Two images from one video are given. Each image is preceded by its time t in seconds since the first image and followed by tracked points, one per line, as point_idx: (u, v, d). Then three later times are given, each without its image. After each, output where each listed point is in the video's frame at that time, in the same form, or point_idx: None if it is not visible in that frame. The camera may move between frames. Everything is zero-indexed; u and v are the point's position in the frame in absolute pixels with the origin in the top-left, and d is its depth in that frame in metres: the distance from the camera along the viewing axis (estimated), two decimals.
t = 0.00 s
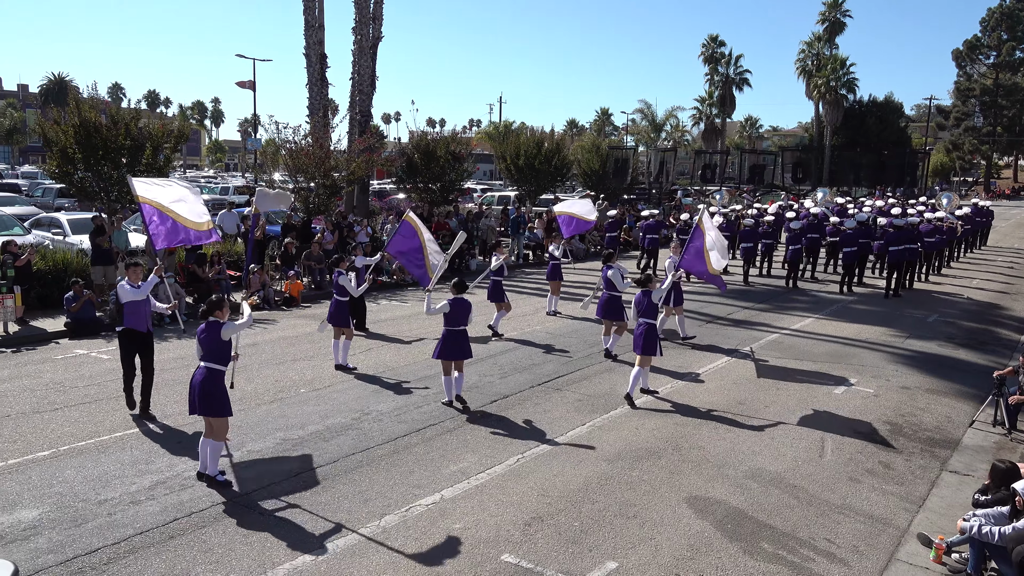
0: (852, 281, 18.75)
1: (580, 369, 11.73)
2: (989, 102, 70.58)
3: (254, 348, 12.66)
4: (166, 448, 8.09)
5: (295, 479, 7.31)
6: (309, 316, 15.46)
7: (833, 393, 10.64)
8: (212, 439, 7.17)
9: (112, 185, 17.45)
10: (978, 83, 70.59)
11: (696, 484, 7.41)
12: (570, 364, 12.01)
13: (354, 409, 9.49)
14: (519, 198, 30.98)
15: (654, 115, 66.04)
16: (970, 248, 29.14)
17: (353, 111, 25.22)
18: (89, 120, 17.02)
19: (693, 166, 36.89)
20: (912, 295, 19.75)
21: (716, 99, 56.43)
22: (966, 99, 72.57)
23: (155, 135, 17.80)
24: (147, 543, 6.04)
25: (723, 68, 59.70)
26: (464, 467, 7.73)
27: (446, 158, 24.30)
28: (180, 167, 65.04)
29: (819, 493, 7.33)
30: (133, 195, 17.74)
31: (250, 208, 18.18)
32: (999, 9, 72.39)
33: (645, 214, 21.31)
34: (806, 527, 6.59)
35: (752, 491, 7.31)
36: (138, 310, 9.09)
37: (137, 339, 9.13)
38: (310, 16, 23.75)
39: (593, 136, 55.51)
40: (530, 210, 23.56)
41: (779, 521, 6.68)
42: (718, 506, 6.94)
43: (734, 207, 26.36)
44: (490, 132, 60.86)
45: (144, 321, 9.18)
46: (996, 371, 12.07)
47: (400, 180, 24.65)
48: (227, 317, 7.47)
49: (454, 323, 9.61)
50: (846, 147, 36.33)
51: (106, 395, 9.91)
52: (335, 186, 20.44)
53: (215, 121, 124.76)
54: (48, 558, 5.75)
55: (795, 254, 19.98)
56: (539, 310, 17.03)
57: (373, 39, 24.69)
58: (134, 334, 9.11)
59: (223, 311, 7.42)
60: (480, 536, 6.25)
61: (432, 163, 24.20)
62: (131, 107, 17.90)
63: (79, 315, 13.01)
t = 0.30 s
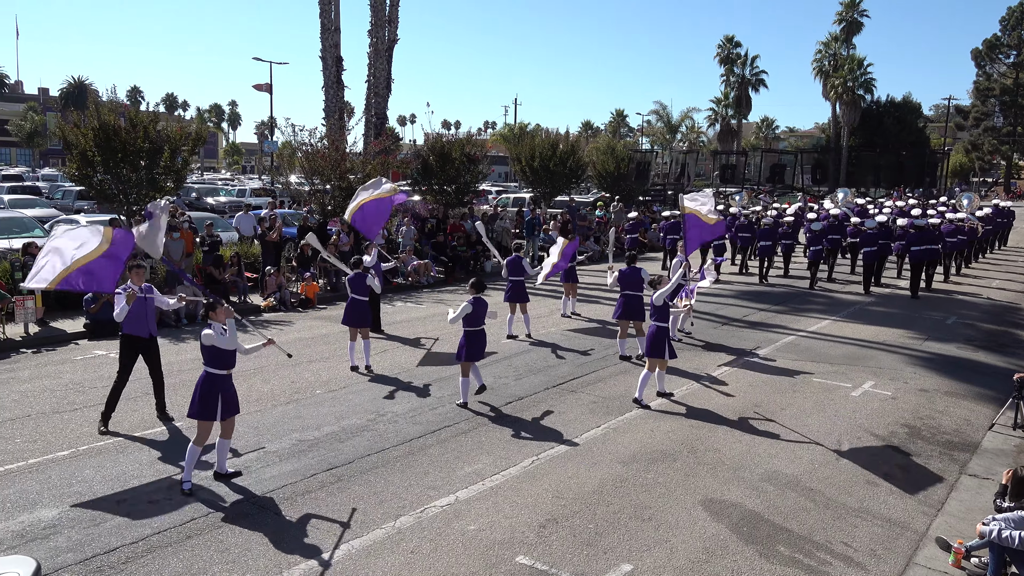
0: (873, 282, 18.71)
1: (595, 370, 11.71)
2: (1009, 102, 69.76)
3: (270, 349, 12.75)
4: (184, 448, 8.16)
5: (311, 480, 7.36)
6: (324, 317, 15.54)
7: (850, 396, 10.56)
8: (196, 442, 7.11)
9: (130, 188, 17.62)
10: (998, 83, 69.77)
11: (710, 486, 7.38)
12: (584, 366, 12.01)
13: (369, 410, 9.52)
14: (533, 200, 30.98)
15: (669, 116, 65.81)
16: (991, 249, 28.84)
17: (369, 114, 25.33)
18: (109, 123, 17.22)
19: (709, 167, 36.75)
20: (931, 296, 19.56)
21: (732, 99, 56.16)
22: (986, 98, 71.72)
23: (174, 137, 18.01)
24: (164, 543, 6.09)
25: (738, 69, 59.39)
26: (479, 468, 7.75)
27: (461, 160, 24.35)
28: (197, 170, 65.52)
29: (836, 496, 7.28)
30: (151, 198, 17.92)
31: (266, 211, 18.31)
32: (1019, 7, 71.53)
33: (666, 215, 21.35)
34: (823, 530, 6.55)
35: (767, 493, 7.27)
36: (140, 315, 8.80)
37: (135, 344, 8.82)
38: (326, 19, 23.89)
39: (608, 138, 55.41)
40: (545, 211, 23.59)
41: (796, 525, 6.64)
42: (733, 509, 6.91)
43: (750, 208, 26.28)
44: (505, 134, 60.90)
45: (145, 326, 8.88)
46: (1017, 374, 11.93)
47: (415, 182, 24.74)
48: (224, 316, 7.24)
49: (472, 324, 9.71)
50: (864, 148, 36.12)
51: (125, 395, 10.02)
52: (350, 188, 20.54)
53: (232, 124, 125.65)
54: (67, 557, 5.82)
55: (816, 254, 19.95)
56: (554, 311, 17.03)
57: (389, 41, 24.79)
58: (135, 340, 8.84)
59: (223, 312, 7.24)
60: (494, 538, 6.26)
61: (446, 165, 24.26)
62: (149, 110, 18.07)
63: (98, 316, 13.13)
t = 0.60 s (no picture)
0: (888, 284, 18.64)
1: (606, 374, 11.70)
2: None
3: (283, 352, 12.81)
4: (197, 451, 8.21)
5: (323, 482, 7.39)
6: (336, 321, 15.59)
7: (863, 400, 10.50)
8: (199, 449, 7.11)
9: (144, 191, 17.76)
10: (1013, 85, 69.20)
11: (722, 490, 7.36)
12: (596, 370, 11.99)
13: (380, 413, 9.55)
14: (545, 203, 30.99)
15: (680, 119, 65.67)
16: (1007, 252, 28.56)
17: (381, 117, 25.41)
18: (123, 127, 17.37)
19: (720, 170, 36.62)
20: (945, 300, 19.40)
21: (744, 103, 55.99)
22: (1001, 101, 71.10)
23: (186, 141, 18.20)
24: (177, 544, 6.13)
25: (750, 72, 59.21)
26: (490, 471, 7.75)
27: (472, 164, 24.40)
28: (210, 174, 65.98)
29: (849, 501, 7.23)
30: (164, 201, 18.06)
31: (278, 214, 18.41)
32: None
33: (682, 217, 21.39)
34: (835, 535, 6.51)
35: (779, 498, 7.24)
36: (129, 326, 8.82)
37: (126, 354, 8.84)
38: (339, 24, 24.01)
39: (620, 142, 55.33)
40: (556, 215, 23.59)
41: (808, 529, 6.61)
42: (745, 514, 6.88)
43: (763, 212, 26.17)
44: (516, 137, 60.93)
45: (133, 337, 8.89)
46: None
47: (427, 186, 24.80)
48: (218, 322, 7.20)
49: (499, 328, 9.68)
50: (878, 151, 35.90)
51: (139, 397, 10.09)
52: (362, 192, 20.60)
53: (245, 128, 126.38)
54: (81, 558, 5.87)
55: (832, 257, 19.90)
56: (565, 315, 17.01)
57: (401, 45, 24.88)
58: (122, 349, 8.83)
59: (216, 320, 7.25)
60: (505, 541, 6.26)
61: (458, 168, 24.31)
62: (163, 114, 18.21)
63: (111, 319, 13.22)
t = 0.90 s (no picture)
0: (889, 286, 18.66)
1: (605, 376, 11.70)
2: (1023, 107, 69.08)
3: (281, 353, 12.80)
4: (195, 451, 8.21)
5: (322, 483, 7.39)
6: (334, 322, 15.58)
7: (862, 403, 10.49)
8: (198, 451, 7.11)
9: (143, 192, 17.75)
10: (1011, 88, 69.26)
11: (720, 492, 7.37)
12: (596, 371, 11.97)
13: (380, 414, 9.54)
14: (544, 205, 30.98)
15: (680, 121, 65.70)
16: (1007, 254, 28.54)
17: (380, 118, 25.41)
18: (122, 127, 17.37)
19: (720, 172, 36.62)
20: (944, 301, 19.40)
21: (743, 105, 56.04)
22: (999, 104, 71.14)
23: (185, 142, 18.18)
24: (175, 545, 6.13)
25: (750, 74, 59.21)
26: (489, 472, 7.76)
27: (471, 165, 24.40)
28: (209, 174, 65.91)
29: (847, 503, 7.23)
30: (163, 201, 18.05)
31: (277, 215, 18.39)
32: None
33: (687, 219, 21.30)
34: (834, 537, 6.51)
35: (778, 499, 7.25)
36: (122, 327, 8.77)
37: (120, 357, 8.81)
38: (338, 25, 24.02)
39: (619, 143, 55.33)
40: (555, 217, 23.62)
41: (806, 531, 6.61)
42: (744, 515, 6.88)
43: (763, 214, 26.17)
44: (516, 138, 60.94)
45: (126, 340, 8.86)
46: None
47: (426, 187, 24.78)
48: (208, 323, 7.20)
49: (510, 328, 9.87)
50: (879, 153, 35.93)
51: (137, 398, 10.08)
52: (361, 192, 20.60)
53: (244, 129, 126.34)
54: (79, 559, 5.86)
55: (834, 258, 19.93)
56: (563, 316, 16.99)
57: (400, 46, 24.88)
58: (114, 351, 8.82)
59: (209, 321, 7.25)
60: (504, 542, 6.26)
61: (457, 170, 24.32)
62: (162, 115, 18.21)
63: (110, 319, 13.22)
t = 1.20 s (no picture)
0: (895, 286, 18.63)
1: (607, 376, 11.69)
2: None
3: (284, 353, 12.82)
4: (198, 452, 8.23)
5: (324, 484, 7.40)
6: (336, 322, 15.59)
7: (865, 404, 10.48)
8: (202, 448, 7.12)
9: (146, 192, 17.78)
10: (1015, 89, 69.08)
11: (722, 493, 7.36)
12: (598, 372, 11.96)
13: (382, 415, 9.55)
14: (546, 206, 30.96)
15: (682, 121, 65.66)
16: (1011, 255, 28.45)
17: (383, 119, 25.43)
18: (126, 128, 17.40)
19: (722, 173, 36.58)
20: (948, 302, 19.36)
21: (745, 106, 56.01)
22: (1003, 104, 70.97)
23: (188, 142, 18.21)
24: (178, 546, 6.13)
25: (752, 74, 59.14)
26: (491, 473, 7.77)
27: (474, 166, 24.42)
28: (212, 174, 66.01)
29: (850, 504, 7.22)
30: (166, 202, 18.08)
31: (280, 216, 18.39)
32: None
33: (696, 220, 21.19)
34: (837, 538, 6.50)
35: (780, 500, 7.24)
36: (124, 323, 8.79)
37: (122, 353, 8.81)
38: (341, 25, 24.05)
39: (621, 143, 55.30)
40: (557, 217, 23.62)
41: (809, 532, 6.61)
42: (746, 517, 6.87)
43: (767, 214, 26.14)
44: (518, 138, 60.97)
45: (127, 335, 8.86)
46: None
47: (428, 187, 24.78)
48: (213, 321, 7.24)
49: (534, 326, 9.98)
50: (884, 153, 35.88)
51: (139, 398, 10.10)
52: (364, 193, 20.62)
53: (247, 130, 126.54)
54: (82, 559, 5.87)
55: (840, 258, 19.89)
56: (565, 317, 16.98)
57: (403, 47, 24.90)
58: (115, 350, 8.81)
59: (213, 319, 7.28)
60: (507, 543, 6.27)
61: (459, 170, 24.33)
62: (165, 115, 18.24)
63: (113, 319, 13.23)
